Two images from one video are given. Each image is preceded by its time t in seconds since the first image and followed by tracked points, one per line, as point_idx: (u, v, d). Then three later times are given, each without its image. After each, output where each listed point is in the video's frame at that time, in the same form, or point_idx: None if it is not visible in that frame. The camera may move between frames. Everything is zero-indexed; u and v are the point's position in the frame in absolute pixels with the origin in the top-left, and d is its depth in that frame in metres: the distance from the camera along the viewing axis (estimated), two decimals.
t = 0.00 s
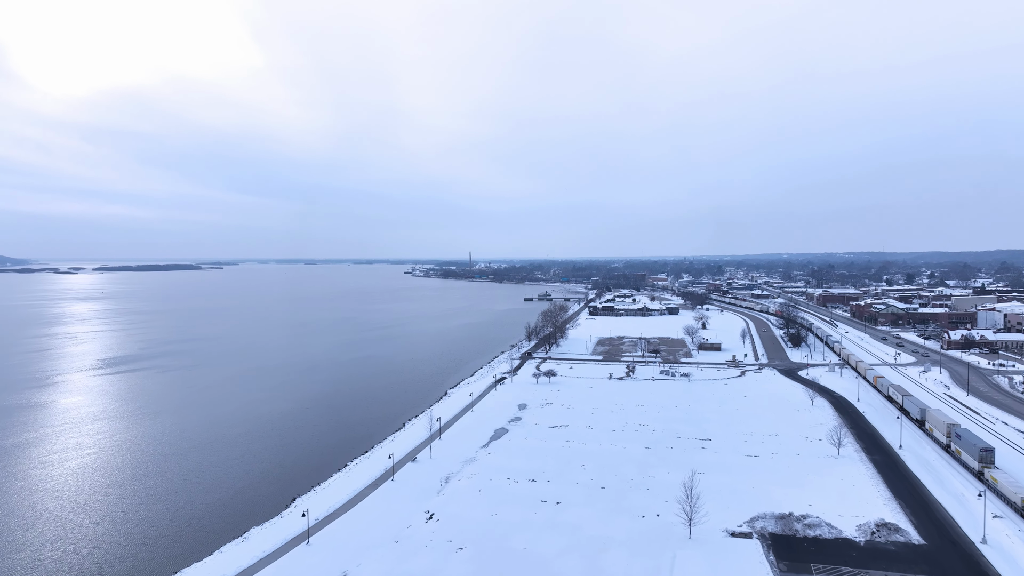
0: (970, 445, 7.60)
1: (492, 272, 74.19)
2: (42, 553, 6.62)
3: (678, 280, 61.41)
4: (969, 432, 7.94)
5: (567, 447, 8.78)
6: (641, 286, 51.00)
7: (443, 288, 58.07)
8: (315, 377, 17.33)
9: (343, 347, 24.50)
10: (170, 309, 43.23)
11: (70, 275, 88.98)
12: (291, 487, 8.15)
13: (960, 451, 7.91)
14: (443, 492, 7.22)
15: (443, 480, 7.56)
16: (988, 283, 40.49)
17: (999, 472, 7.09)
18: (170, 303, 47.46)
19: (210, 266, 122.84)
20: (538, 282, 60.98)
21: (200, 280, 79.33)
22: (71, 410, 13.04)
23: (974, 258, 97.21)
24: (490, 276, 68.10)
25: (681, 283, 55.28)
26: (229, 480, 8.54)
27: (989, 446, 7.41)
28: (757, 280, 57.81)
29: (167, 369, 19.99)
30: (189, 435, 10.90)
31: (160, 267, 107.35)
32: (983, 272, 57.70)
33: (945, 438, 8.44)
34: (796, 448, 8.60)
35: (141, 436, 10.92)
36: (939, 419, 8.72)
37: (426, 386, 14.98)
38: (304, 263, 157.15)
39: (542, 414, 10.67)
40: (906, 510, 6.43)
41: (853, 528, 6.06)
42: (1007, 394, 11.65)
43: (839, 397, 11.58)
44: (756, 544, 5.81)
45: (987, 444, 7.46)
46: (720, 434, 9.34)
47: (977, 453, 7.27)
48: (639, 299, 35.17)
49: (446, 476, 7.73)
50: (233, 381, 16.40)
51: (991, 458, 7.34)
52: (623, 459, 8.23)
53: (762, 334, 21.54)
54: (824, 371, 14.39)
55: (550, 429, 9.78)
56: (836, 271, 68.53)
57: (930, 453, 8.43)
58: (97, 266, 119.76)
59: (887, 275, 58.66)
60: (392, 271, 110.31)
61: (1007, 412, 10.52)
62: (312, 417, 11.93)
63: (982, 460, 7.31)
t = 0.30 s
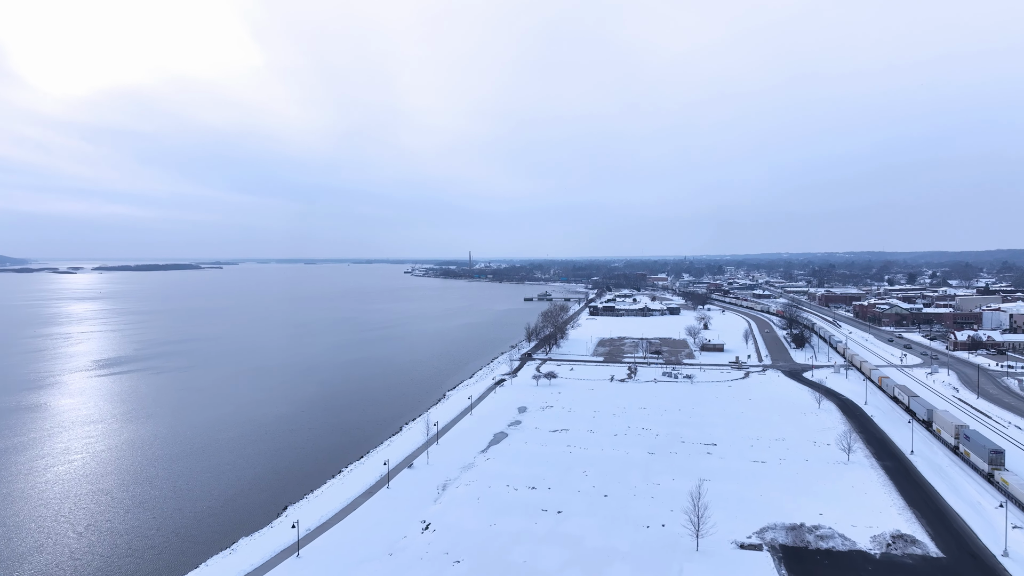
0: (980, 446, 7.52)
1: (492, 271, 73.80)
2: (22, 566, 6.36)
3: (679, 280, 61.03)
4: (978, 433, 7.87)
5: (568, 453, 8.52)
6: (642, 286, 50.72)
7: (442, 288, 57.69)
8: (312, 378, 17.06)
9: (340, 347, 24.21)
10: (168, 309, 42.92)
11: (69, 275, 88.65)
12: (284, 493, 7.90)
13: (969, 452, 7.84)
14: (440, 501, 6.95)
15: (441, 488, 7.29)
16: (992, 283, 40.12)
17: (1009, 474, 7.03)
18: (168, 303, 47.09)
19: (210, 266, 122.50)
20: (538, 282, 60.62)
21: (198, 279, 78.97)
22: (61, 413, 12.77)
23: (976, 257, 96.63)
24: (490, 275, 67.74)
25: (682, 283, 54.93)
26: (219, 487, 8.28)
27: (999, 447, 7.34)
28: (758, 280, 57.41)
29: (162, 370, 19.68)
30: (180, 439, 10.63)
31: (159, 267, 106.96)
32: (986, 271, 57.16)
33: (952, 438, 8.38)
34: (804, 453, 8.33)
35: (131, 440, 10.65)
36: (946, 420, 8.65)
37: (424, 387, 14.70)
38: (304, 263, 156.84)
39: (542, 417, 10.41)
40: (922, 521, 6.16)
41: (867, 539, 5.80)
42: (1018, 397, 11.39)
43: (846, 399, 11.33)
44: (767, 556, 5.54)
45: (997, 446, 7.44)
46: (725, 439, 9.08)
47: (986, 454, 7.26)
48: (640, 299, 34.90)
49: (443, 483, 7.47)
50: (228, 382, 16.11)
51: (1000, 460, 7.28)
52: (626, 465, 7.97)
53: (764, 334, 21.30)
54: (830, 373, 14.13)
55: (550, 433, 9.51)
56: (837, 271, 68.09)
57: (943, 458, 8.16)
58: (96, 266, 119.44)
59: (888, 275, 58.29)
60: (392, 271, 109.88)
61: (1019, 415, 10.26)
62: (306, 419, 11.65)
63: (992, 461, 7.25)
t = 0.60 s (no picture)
0: (990, 448, 7.40)
1: (492, 271, 73.47)
2: None
3: (680, 279, 60.72)
4: (987, 435, 7.77)
5: (570, 458, 8.27)
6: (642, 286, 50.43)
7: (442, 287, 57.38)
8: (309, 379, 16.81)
9: (339, 347, 23.95)
10: (166, 309, 42.66)
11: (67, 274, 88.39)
12: (276, 502, 7.65)
13: (978, 454, 7.74)
14: (436, 510, 6.69)
15: (438, 496, 7.04)
16: (995, 283, 39.77)
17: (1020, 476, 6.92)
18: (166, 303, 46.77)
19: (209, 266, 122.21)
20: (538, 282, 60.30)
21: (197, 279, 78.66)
22: (52, 415, 12.55)
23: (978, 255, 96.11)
24: (489, 275, 67.43)
25: (683, 283, 54.60)
26: (209, 494, 8.04)
27: (1010, 449, 7.23)
28: (759, 279, 57.10)
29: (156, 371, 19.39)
30: (170, 443, 10.39)
31: (158, 266, 106.69)
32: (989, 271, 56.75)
33: (960, 440, 8.28)
34: (812, 459, 8.08)
35: (121, 444, 10.43)
36: (954, 421, 8.57)
37: (422, 388, 14.44)
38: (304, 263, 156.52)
39: (543, 421, 10.16)
40: (939, 533, 5.90)
41: (883, 552, 5.55)
42: None
43: (853, 402, 11.09)
44: (779, 570, 5.30)
45: (1007, 448, 7.32)
46: (731, 443, 8.83)
47: (997, 457, 7.14)
48: (641, 299, 34.64)
49: (441, 490, 7.22)
50: (223, 383, 15.86)
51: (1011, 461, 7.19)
52: (629, 472, 7.71)
53: (766, 335, 21.06)
54: (835, 375, 13.89)
55: (551, 437, 9.26)
56: (839, 271, 67.75)
57: (957, 466, 7.88)
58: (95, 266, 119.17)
59: (890, 275, 57.96)
60: (391, 271, 109.55)
61: None
62: (301, 422, 11.40)
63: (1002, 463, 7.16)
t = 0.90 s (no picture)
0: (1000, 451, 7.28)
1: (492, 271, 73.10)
2: None
3: (680, 279, 60.37)
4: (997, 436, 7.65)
5: (571, 464, 8.00)
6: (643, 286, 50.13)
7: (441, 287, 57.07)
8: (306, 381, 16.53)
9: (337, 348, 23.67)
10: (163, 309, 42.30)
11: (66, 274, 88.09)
12: (266, 510, 7.40)
13: (988, 456, 7.62)
14: (433, 519, 6.43)
15: (434, 505, 6.78)
16: (999, 282, 39.40)
17: None
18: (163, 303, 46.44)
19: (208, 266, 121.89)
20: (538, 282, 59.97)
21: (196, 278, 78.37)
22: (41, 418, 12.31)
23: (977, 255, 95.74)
24: (489, 275, 67.07)
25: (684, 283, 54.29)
26: (197, 503, 7.77)
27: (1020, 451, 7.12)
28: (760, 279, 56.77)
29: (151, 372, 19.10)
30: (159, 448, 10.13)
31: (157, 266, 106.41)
32: (991, 271, 56.37)
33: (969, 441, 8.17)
34: (821, 465, 7.81)
35: (109, 449, 10.17)
36: (962, 421, 8.49)
37: (420, 390, 14.18)
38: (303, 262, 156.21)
39: (543, 424, 9.90)
40: (958, 546, 5.64)
41: (900, 566, 5.29)
42: None
43: (860, 406, 10.84)
44: None
45: (1017, 450, 7.21)
46: (736, 449, 8.57)
47: (1006, 458, 7.04)
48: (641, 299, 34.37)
49: (437, 499, 6.96)
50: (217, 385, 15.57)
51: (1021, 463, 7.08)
52: (632, 479, 7.44)
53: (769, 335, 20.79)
54: (841, 377, 13.63)
55: (551, 442, 9.00)
56: (840, 271, 67.41)
57: (972, 473, 7.60)
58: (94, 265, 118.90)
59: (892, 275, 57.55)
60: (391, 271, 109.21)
61: None
62: (294, 426, 11.13)
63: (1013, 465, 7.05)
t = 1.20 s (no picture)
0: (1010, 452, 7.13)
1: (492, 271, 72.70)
2: None
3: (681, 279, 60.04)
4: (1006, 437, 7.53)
5: (572, 470, 7.75)
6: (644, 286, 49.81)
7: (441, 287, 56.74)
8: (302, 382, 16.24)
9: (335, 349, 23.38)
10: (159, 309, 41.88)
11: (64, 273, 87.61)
12: (256, 520, 7.14)
13: (998, 458, 7.46)
14: (429, 530, 6.17)
15: (430, 514, 6.53)
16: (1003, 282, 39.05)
17: None
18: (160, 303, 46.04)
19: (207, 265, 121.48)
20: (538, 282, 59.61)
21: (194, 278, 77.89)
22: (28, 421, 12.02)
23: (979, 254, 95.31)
24: (488, 275, 66.67)
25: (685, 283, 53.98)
26: (184, 512, 7.50)
27: None
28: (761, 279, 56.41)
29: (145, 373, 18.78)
30: (147, 454, 9.84)
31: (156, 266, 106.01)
32: (993, 271, 56.02)
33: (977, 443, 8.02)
34: (832, 472, 7.54)
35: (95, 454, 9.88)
36: (970, 423, 8.34)
37: (418, 392, 13.91)
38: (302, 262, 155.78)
39: (543, 428, 9.65)
40: (978, 560, 5.37)
41: None
42: None
43: (868, 409, 10.58)
44: None
45: None
46: (742, 454, 8.31)
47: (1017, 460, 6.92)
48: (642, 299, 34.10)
49: (434, 508, 6.70)
50: (211, 387, 15.29)
51: None
52: (636, 486, 7.18)
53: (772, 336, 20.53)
54: (847, 379, 13.37)
55: (552, 447, 8.74)
56: (841, 271, 67.03)
57: (987, 479, 7.35)
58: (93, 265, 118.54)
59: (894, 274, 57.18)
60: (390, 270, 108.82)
61: None
62: (288, 430, 10.86)
63: None
